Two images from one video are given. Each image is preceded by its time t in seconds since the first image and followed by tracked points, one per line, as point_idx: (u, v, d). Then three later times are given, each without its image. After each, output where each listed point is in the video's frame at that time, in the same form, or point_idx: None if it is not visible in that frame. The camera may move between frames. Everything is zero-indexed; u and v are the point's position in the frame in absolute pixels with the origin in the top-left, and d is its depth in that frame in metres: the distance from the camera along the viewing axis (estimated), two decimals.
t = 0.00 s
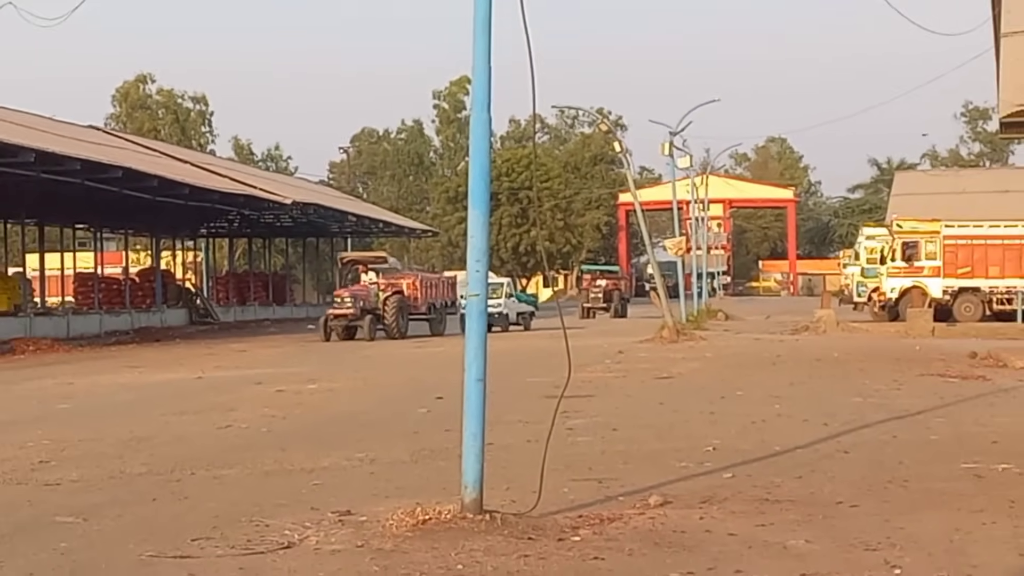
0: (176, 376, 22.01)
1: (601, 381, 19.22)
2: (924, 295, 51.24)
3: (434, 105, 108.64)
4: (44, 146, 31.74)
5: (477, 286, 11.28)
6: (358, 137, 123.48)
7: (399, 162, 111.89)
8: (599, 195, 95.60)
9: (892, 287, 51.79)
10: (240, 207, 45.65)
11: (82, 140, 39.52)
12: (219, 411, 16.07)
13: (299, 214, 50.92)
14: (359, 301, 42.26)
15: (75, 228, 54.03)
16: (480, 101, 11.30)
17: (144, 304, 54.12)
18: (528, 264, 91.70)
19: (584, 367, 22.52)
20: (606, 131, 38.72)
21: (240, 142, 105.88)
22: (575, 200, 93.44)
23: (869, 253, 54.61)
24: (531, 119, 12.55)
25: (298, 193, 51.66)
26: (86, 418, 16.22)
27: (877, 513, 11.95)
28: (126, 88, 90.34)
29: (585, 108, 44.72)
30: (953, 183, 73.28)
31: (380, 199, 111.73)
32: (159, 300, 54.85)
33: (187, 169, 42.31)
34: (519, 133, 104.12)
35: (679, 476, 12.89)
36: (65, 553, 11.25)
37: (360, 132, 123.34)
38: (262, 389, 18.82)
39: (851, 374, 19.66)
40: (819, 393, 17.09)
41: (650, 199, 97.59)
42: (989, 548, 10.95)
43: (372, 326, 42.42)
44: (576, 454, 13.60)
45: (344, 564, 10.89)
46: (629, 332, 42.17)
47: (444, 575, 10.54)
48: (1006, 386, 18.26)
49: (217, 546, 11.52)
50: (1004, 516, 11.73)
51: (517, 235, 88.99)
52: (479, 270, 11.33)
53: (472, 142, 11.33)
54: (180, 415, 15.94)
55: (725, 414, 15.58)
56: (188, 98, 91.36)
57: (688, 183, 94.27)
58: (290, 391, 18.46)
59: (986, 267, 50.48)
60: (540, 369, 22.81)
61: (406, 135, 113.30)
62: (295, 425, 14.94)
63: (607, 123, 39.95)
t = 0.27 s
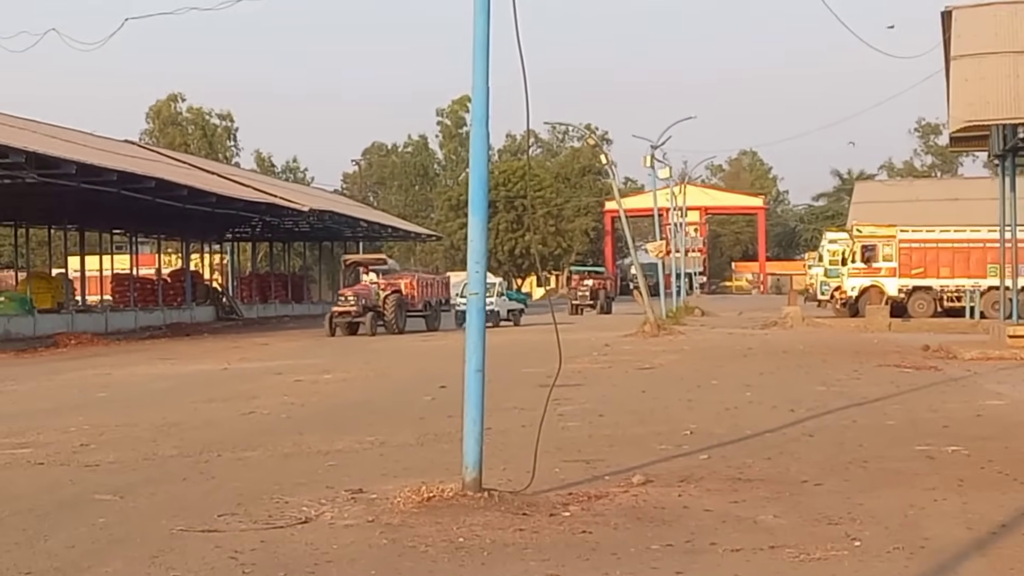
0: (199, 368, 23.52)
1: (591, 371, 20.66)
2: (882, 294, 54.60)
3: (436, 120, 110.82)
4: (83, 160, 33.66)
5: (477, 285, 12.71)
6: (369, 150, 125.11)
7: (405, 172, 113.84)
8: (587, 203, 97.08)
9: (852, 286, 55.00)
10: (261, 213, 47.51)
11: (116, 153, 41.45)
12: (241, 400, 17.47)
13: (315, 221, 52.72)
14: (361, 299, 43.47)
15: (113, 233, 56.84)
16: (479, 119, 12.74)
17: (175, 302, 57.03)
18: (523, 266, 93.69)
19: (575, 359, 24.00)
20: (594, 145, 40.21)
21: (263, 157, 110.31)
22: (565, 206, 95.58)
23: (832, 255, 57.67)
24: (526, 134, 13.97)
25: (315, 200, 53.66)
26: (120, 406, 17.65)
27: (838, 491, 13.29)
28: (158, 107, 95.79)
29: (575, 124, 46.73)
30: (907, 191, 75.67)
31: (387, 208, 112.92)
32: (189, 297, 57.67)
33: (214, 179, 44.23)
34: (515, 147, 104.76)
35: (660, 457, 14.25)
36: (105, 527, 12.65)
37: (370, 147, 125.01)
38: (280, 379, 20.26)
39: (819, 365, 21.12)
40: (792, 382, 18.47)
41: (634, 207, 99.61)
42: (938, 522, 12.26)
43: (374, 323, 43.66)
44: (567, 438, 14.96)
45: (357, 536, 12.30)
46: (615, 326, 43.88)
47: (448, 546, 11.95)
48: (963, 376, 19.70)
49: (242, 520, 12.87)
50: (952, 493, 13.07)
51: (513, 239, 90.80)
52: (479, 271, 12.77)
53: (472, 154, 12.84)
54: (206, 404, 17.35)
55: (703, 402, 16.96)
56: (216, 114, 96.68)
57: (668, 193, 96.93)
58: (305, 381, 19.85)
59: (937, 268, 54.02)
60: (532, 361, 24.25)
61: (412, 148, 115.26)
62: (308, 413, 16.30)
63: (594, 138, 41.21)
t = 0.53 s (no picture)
0: (207, 361, 24.16)
1: (585, 363, 21.29)
2: (864, 290, 56.72)
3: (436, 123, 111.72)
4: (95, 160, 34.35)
5: (476, 280, 13.56)
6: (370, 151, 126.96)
7: (407, 173, 114.50)
8: (581, 202, 98.48)
9: (835, 282, 57.22)
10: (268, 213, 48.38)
11: (127, 154, 42.16)
12: (249, 391, 18.08)
13: (319, 219, 53.61)
14: (354, 295, 44.33)
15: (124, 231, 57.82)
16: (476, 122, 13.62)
17: (186, 298, 57.94)
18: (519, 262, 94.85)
19: (569, 351, 24.66)
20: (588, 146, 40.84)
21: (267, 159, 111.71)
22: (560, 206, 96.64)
23: (816, 253, 59.41)
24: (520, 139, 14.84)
25: (319, 199, 54.54)
26: (131, 398, 18.27)
27: (822, 478, 13.87)
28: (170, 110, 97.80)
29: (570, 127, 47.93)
30: (887, 192, 76.25)
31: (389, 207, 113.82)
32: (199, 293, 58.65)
33: (225, 180, 45.04)
34: (511, 150, 105.43)
35: (651, 446, 14.87)
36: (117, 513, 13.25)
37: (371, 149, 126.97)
38: (285, 371, 20.90)
39: (805, 358, 21.80)
40: (782, 374, 19.09)
41: (627, 207, 100.73)
42: (917, 508, 12.84)
43: (369, 318, 44.41)
44: (561, 427, 15.57)
45: (360, 521, 12.91)
46: (605, 320, 44.77)
47: (448, 531, 12.56)
48: (944, 368, 20.34)
49: (249, 507, 13.46)
50: (932, 480, 13.65)
51: (509, 237, 91.59)
52: (476, 267, 13.59)
53: (470, 155, 13.83)
54: (215, 395, 17.95)
55: (693, 393, 17.59)
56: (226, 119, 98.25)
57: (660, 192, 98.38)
58: (310, 373, 20.46)
59: (917, 265, 55.95)
60: (529, 353, 24.91)
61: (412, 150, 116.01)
62: (312, 403, 16.92)
63: (588, 139, 42.00)
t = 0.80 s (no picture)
0: (207, 354, 24.30)
1: (582, 357, 21.44)
2: (858, 283, 56.76)
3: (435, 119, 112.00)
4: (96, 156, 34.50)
5: (474, 275, 13.90)
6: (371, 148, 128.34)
7: (406, 169, 114.79)
8: (579, 198, 100.59)
9: (830, 275, 57.05)
10: (266, 208, 48.71)
11: (126, 149, 42.33)
12: (249, 385, 18.21)
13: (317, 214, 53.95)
14: (345, 290, 44.14)
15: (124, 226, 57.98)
16: (474, 117, 14.18)
17: (186, 292, 58.28)
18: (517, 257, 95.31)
19: (566, 344, 24.82)
20: (583, 142, 41.07)
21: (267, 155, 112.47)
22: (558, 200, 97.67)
23: (810, 247, 59.26)
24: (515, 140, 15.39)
25: (318, 194, 54.84)
26: (131, 391, 18.39)
27: (818, 470, 14.00)
28: (171, 105, 98.38)
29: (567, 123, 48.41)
30: (881, 186, 75.87)
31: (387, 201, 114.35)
32: (200, 287, 58.96)
33: (223, 175, 45.30)
34: (508, 144, 105.62)
35: (649, 438, 15.02)
36: (119, 506, 13.38)
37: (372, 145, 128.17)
38: (284, 364, 21.02)
39: (801, 351, 21.97)
40: (779, 368, 19.23)
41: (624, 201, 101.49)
42: (912, 500, 12.95)
43: (358, 312, 44.32)
44: (559, 420, 15.74)
45: (360, 514, 13.04)
46: (601, 315, 45.17)
47: (447, 523, 12.70)
48: (939, 361, 20.51)
49: (249, 499, 13.60)
50: (926, 472, 13.77)
51: (508, 232, 91.98)
52: (476, 262, 14.06)
53: (468, 152, 14.17)
54: (216, 388, 18.07)
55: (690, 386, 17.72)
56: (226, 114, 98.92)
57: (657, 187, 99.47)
58: (309, 366, 20.60)
59: (912, 258, 56.32)
60: (527, 347, 25.08)
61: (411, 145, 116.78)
62: (312, 397, 17.04)
63: (586, 133, 42.24)
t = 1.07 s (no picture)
0: (191, 351, 23.66)
1: (581, 353, 20.83)
2: (870, 276, 56.37)
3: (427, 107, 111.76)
4: (73, 144, 33.88)
5: (469, 268, 13.38)
6: (359, 135, 127.49)
7: (398, 156, 114.78)
8: (576, 186, 100.97)
9: (840, 268, 56.97)
10: (252, 197, 48.13)
11: (106, 137, 41.67)
12: (235, 382, 17.60)
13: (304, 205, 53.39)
14: (324, 284, 43.11)
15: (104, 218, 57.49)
16: (469, 101, 13.54)
17: (167, 286, 58.03)
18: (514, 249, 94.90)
19: (565, 340, 24.20)
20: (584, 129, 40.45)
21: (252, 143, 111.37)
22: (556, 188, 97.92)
23: (820, 238, 59.16)
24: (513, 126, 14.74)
25: (306, 184, 54.27)
26: (113, 389, 17.78)
27: (827, 471, 13.40)
28: (152, 90, 97.36)
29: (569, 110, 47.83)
30: (892, 174, 75.53)
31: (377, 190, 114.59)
32: (181, 282, 58.77)
33: (206, 163, 44.70)
34: (503, 130, 105.02)
35: (651, 438, 14.43)
36: (98, 509, 12.78)
37: (361, 131, 127.45)
38: (271, 361, 20.39)
39: (808, 347, 21.39)
40: (785, 366, 18.62)
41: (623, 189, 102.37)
42: (926, 502, 12.36)
43: (337, 309, 43.26)
44: (557, 419, 15.14)
45: (350, 517, 12.44)
46: (603, 309, 44.70)
47: (440, 527, 12.11)
48: (950, 358, 19.91)
49: (235, 502, 13.01)
50: (940, 473, 13.17)
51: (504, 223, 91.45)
52: (470, 254, 13.45)
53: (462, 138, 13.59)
54: (202, 387, 17.44)
55: (693, 383, 17.12)
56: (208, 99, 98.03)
57: (658, 176, 99.78)
58: (297, 363, 19.99)
59: (926, 250, 55.53)
60: (525, 343, 24.47)
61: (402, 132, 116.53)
62: (301, 395, 16.45)
63: (585, 121, 41.62)
